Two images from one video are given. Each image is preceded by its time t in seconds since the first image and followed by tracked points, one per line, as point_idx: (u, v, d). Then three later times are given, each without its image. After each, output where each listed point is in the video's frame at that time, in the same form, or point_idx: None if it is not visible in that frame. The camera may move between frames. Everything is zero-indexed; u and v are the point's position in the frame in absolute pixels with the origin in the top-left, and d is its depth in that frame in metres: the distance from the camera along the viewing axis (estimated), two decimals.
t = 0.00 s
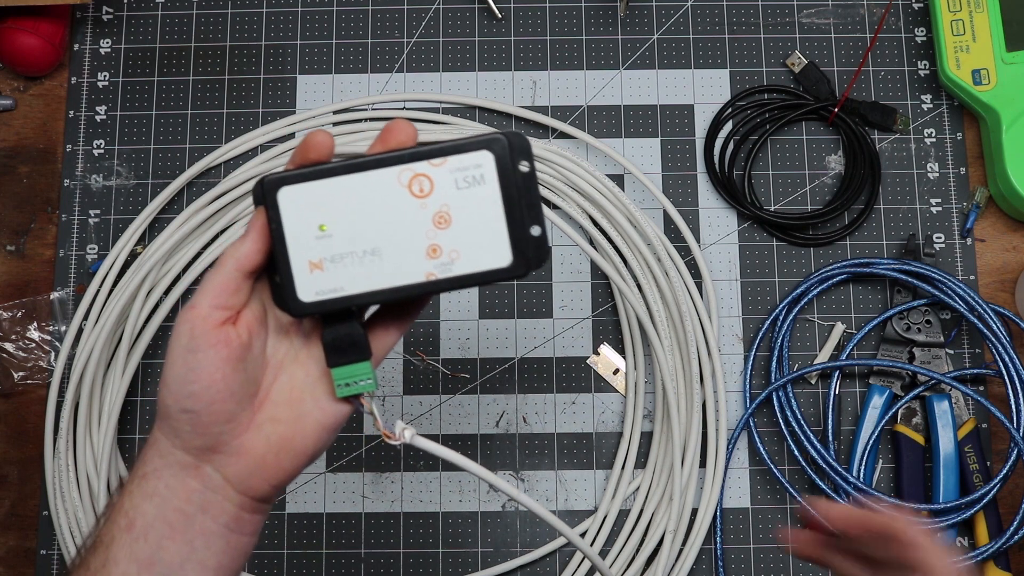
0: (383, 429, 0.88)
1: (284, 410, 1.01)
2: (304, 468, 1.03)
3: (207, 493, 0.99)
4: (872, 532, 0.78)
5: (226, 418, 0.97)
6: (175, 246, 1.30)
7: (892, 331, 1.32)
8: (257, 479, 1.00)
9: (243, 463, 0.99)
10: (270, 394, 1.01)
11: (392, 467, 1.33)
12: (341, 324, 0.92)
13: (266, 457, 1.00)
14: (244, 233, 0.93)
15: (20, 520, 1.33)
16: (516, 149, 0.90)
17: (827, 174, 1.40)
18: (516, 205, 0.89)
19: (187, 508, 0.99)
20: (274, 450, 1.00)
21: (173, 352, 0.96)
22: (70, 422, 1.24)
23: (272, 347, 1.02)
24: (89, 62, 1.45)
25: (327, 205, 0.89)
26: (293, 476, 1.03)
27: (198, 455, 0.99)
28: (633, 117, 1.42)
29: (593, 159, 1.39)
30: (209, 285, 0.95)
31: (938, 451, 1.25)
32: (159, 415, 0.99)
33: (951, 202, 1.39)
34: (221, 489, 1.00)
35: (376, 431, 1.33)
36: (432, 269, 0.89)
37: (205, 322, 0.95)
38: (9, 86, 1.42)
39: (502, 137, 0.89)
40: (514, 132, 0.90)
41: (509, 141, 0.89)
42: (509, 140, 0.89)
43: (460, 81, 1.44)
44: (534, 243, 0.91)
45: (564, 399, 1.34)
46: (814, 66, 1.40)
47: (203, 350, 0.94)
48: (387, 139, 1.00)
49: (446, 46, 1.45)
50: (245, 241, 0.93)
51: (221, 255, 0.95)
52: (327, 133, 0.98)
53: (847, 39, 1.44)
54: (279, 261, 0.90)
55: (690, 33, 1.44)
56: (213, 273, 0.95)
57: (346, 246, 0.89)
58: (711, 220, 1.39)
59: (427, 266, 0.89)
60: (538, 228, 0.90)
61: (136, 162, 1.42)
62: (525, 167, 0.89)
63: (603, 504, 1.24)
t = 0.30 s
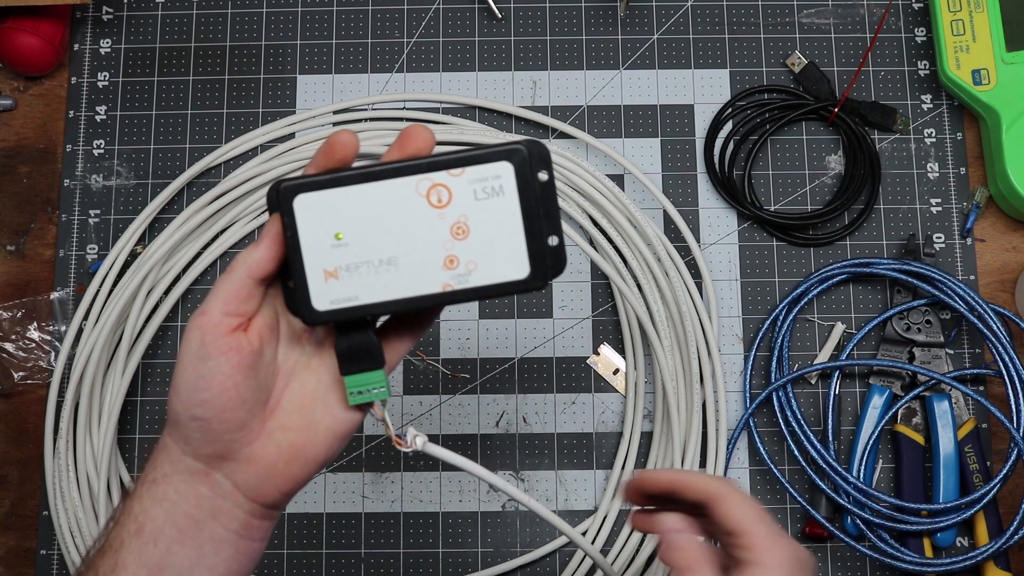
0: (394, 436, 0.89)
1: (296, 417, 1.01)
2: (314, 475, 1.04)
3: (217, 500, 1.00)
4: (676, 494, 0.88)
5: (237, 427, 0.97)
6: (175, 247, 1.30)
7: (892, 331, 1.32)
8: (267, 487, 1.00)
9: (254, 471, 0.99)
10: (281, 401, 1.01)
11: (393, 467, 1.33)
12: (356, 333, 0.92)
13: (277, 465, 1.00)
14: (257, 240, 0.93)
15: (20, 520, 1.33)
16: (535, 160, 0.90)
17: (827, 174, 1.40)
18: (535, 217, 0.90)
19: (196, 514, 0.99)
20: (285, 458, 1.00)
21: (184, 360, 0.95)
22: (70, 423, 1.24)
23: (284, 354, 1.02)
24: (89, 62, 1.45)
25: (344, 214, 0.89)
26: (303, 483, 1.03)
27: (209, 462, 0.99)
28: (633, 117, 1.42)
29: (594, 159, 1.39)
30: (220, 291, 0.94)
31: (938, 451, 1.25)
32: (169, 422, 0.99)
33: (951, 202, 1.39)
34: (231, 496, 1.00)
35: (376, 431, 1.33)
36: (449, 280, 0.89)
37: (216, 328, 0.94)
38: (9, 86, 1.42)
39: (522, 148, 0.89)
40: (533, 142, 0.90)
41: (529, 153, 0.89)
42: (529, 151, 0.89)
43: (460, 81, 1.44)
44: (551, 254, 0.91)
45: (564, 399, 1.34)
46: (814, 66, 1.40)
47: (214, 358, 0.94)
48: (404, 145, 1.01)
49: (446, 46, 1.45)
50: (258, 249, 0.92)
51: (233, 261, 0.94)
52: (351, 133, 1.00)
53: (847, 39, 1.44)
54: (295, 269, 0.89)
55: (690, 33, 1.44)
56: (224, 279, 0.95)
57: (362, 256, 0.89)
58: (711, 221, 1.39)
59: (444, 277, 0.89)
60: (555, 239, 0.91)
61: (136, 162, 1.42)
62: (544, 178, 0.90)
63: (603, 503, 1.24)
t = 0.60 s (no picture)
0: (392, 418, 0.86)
1: (293, 401, 1.01)
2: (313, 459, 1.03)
3: (216, 485, 0.99)
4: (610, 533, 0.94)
5: (234, 411, 0.97)
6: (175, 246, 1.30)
7: (892, 331, 1.32)
8: (268, 470, 1.00)
9: (253, 456, 0.99)
10: (278, 385, 1.01)
11: (393, 467, 1.33)
12: (350, 315, 0.92)
13: (275, 449, 1.00)
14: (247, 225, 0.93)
15: (20, 520, 1.33)
16: (523, 137, 0.90)
17: (827, 174, 1.40)
18: (524, 193, 0.90)
19: (197, 500, 0.99)
20: (283, 442, 1.00)
21: (179, 348, 0.95)
22: (70, 423, 1.24)
23: (279, 338, 1.02)
24: (89, 62, 1.45)
25: (335, 197, 0.89)
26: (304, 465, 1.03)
27: (208, 448, 0.99)
28: (633, 117, 1.42)
29: (594, 159, 1.39)
30: (213, 277, 0.94)
31: (938, 451, 1.25)
32: (168, 408, 0.98)
33: (951, 202, 1.39)
34: (231, 481, 1.00)
35: (376, 431, 1.33)
36: (442, 259, 0.90)
37: (211, 314, 0.94)
38: (9, 85, 1.42)
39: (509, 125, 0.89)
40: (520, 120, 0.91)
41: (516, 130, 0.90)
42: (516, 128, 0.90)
43: (460, 81, 1.43)
44: (540, 230, 0.91)
45: (564, 399, 1.34)
46: (814, 66, 1.40)
47: (210, 344, 0.94)
48: (392, 129, 1.00)
49: (446, 46, 1.45)
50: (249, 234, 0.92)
51: (225, 247, 0.95)
52: (339, 113, 0.99)
53: (847, 39, 1.44)
54: (288, 254, 0.89)
55: (690, 33, 1.44)
56: (216, 265, 0.95)
57: (355, 238, 0.89)
58: (711, 220, 1.39)
59: (437, 256, 0.89)
60: (543, 215, 0.91)
61: (136, 162, 1.42)
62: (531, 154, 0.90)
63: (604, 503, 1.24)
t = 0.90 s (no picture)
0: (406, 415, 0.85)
1: (308, 397, 1.01)
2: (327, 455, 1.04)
3: (231, 479, 1.00)
4: (634, 532, 0.96)
5: (251, 408, 0.97)
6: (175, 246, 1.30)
7: (892, 331, 1.32)
8: (282, 466, 1.00)
9: (269, 451, 1.00)
10: (293, 381, 1.01)
11: (393, 467, 1.33)
12: (364, 311, 0.93)
13: (289, 444, 1.00)
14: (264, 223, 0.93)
15: (20, 520, 1.33)
16: (534, 136, 0.91)
17: (827, 174, 1.40)
18: (535, 190, 0.91)
19: (213, 494, 0.99)
20: (298, 437, 1.00)
21: (197, 343, 0.96)
22: (70, 423, 1.24)
23: (294, 335, 1.02)
24: (89, 62, 1.45)
25: (349, 195, 0.89)
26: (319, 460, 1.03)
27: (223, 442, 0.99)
28: (633, 117, 1.42)
29: (594, 159, 1.40)
30: (229, 274, 0.95)
31: (938, 451, 1.25)
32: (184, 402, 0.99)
33: (951, 202, 1.39)
34: (247, 476, 1.00)
35: (376, 431, 1.33)
36: (455, 255, 0.90)
37: (227, 311, 0.94)
38: (9, 85, 1.42)
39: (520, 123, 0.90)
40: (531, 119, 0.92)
41: (527, 128, 0.91)
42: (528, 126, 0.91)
43: (460, 82, 1.44)
44: (552, 228, 0.92)
45: (564, 399, 1.35)
46: (814, 66, 1.40)
47: (227, 341, 0.94)
48: (413, 131, 1.00)
49: (446, 46, 1.45)
50: (264, 232, 0.92)
51: (242, 244, 0.95)
52: (348, 114, 0.97)
53: (847, 39, 1.44)
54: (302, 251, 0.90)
55: (690, 33, 1.44)
56: (233, 262, 0.95)
57: (369, 235, 0.89)
58: (711, 221, 1.39)
59: (450, 253, 0.90)
60: (554, 213, 0.92)
61: (136, 162, 1.42)
62: (542, 153, 0.91)
63: (603, 503, 1.24)
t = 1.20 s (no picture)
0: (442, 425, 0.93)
1: (352, 399, 1.03)
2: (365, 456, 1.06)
3: (272, 475, 1.03)
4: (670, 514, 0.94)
5: (294, 405, 1.00)
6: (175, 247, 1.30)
7: (892, 332, 1.32)
8: (322, 465, 1.03)
9: (311, 449, 1.03)
10: (339, 383, 1.04)
11: (392, 467, 1.33)
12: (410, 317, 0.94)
13: (331, 444, 1.03)
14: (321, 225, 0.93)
15: (20, 520, 1.33)
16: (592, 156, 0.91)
17: (827, 174, 1.40)
18: (589, 210, 0.91)
19: (253, 488, 1.02)
20: (339, 437, 1.03)
21: (248, 338, 0.98)
22: (70, 423, 1.24)
23: (343, 337, 1.04)
24: (90, 62, 1.45)
25: (406, 201, 0.90)
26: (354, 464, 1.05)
27: (267, 438, 1.02)
28: (633, 117, 1.42)
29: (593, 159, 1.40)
30: (285, 273, 0.96)
31: (938, 452, 1.25)
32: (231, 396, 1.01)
33: (951, 202, 1.39)
34: (286, 472, 1.03)
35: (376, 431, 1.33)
36: (506, 267, 0.91)
37: (281, 309, 0.97)
38: (9, 86, 1.42)
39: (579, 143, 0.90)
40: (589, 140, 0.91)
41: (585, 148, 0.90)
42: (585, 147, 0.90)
43: (460, 82, 1.44)
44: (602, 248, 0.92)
45: (564, 399, 1.35)
46: (814, 66, 1.40)
47: (277, 337, 0.96)
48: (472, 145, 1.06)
49: (447, 47, 1.45)
50: (322, 234, 0.93)
51: (299, 243, 0.96)
52: (414, 128, 1.02)
53: (846, 39, 1.44)
54: (357, 253, 0.91)
55: (690, 33, 1.44)
56: (290, 261, 0.96)
57: (424, 241, 0.90)
58: (711, 221, 1.39)
59: (502, 265, 0.90)
60: (603, 235, 0.91)
61: (136, 162, 1.43)
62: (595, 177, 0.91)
63: (603, 503, 1.24)
